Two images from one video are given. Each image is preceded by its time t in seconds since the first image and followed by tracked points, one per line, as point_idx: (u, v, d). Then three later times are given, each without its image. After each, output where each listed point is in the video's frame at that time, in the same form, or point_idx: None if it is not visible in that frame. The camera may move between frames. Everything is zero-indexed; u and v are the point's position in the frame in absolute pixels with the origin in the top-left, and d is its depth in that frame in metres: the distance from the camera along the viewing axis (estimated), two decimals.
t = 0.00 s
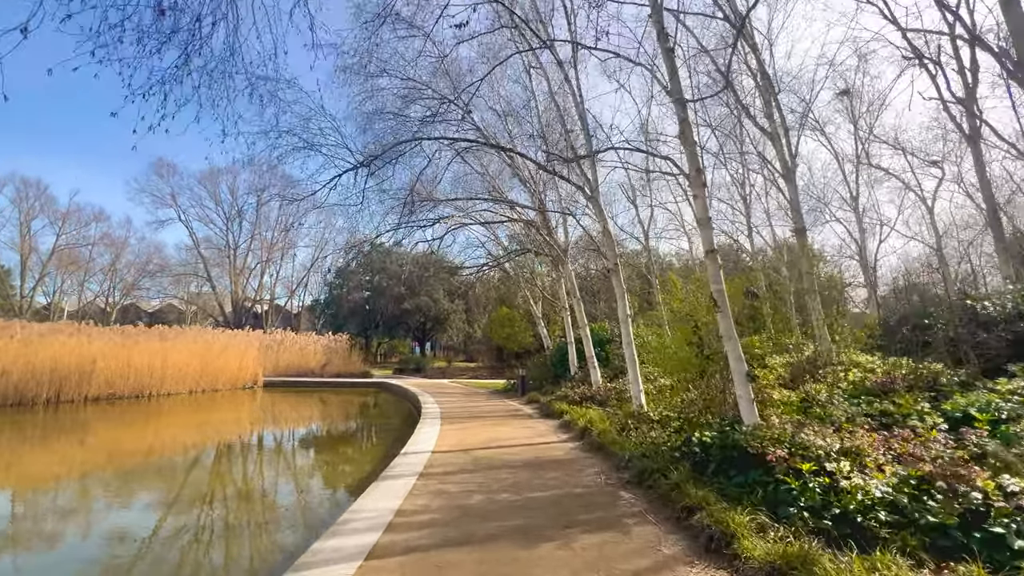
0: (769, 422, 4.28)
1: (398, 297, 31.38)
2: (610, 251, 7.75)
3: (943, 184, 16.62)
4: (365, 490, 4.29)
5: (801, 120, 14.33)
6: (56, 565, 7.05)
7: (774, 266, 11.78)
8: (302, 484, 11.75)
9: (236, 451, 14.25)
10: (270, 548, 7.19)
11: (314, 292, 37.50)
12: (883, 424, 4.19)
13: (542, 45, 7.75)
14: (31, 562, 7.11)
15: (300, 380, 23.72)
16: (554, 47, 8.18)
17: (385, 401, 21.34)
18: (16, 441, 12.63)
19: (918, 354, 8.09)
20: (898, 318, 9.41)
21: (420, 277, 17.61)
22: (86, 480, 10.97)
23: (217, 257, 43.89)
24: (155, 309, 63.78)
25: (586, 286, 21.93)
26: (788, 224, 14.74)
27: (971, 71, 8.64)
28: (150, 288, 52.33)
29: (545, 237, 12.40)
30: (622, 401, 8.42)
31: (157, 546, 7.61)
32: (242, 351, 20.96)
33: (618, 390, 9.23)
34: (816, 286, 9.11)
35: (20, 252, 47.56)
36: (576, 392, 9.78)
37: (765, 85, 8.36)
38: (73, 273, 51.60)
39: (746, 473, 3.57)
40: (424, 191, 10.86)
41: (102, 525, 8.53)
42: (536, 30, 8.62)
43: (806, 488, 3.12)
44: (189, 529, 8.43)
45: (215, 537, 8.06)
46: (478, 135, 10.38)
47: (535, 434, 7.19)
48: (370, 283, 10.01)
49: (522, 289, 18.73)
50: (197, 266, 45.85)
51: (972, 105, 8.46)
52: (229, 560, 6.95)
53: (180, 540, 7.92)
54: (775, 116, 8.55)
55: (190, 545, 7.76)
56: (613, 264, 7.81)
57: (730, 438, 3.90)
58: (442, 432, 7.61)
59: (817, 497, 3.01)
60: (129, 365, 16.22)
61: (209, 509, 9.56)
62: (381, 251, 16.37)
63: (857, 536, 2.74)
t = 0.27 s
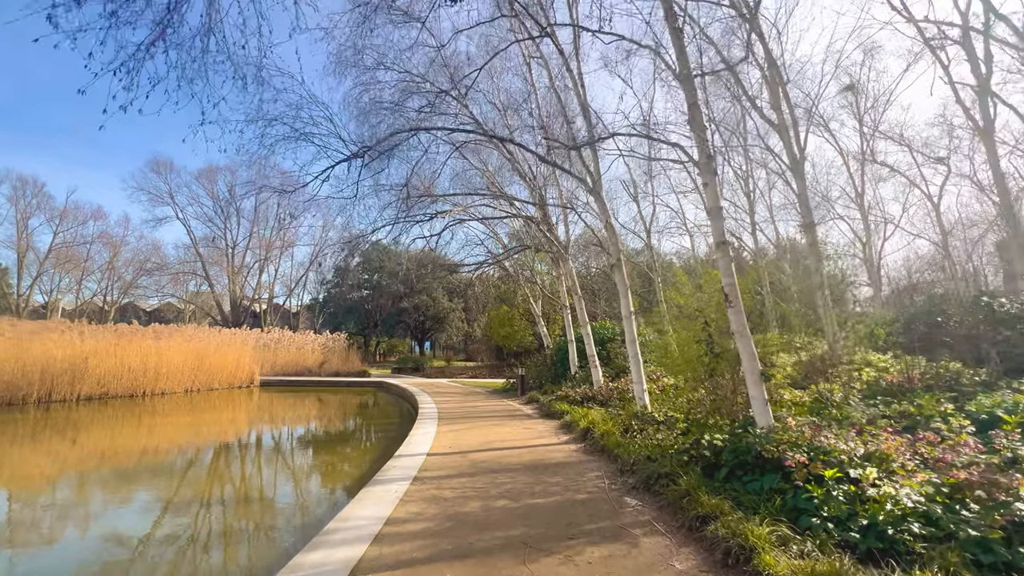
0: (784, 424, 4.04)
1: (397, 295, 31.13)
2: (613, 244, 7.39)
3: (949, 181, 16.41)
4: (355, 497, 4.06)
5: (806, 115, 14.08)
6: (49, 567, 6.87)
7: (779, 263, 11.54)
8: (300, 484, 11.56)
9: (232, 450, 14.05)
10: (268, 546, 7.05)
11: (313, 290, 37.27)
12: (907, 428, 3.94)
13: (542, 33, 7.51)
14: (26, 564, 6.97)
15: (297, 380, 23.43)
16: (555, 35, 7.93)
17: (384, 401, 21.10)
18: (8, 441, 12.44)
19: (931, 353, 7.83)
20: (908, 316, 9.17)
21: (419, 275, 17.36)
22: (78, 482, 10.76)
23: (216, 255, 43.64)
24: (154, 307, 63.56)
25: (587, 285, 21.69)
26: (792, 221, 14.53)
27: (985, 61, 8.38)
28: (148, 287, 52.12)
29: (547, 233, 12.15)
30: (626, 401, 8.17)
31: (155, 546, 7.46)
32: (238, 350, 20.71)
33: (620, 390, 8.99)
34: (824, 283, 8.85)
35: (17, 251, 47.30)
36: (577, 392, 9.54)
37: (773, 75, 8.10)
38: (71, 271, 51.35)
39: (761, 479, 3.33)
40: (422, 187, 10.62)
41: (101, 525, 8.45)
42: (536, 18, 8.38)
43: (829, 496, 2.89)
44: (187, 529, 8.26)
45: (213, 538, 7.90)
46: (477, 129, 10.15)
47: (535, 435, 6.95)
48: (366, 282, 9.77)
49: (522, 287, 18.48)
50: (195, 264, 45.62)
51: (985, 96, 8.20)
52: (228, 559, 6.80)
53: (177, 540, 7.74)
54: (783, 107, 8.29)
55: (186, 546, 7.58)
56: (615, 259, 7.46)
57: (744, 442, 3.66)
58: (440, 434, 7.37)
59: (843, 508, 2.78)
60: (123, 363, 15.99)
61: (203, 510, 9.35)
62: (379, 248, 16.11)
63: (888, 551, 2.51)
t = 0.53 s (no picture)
0: (805, 429, 3.77)
1: (397, 295, 30.90)
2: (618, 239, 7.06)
3: (957, 178, 16.13)
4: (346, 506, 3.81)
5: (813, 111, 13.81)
6: (44, 568, 6.69)
7: (788, 261, 11.26)
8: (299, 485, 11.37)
9: (230, 451, 13.85)
10: (267, 547, 6.89)
11: (313, 290, 37.08)
12: (939, 436, 3.66)
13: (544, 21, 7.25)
14: (23, 563, 6.79)
15: (296, 380, 23.20)
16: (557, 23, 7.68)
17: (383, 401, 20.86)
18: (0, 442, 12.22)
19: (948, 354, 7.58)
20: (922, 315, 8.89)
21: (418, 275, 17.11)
22: (71, 484, 10.55)
23: (216, 255, 43.46)
24: (154, 307, 63.43)
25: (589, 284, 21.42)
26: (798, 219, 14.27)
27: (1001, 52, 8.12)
28: (148, 286, 51.95)
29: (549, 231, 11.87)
30: (631, 402, 7.90)
31: (155, 545, 7.29)
32: (236, 350, 20.45)
33: (624, 391, 8.74)
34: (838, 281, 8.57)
35: (17, 250, 47.15)
36: (580, 393, 9.29)
37: (784, 65, 7.82)
38: (70, 271, 51.20)
39: (784, 491, 3.07)
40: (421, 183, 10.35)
41: (101, 523, 8.32)
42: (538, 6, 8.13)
43: (863, 512, 2.62)
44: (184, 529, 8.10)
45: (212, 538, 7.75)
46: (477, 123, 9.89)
47: (537, 438, 6.70)
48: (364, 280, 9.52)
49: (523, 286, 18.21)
50: (195, 263, 45.46)
51: (1004, 87, 7.93)
52: (230, 557, 6.62)
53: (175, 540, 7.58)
54: (794, 99, 8.03)
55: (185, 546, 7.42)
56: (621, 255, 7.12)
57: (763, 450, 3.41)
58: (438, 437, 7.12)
59: (878, 526, 2.52)
60: (118, 363, 15.77)
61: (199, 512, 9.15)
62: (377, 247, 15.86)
63: None
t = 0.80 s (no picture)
0: (832, 436, 3.48)
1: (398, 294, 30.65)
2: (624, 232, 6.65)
3: (967, 175, 15.80)
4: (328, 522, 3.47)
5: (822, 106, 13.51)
6: (42, 570, 6.49)
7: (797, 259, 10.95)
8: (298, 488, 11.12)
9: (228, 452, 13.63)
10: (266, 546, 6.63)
11: (314, 289, 36.85)
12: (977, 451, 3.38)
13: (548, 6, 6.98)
14: (21, 565, 6.59)
15: (296, 380, 22.97)
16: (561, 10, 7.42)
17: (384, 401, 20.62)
18: None
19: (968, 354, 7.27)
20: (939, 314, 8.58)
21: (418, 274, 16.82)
22: (64, 487, 10.30)
23: (217, 254, 43.29)
24: (156, 307, 63.33)
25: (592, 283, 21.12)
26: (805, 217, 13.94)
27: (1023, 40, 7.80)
28: (148, 287, 51.80)
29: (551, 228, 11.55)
30: (637, 405, 7.58)
31: (156, 546, 7.09)
32: (234, 349, 20.20)
33: (630, 393, 8.46)
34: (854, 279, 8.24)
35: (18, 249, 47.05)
36: (584, 395, 9.00)
37: (796, 54, 7.52)
38: (71, 270, 51.09)
39: (812, 505, 2.80)
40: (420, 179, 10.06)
41: (100, 524, 8.17)
42: None
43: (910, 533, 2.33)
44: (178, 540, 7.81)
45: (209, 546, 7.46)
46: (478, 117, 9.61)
47: (540, 442, 6.41)
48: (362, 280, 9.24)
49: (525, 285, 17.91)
50: (196, 263, 45.31)
51: None
52: (233, 559, 6.41)
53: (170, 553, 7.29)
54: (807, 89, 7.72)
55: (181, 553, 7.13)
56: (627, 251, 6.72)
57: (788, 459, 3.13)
58: (437, 441, 6.83)
59: (929, 550, 2.22)
60: (114, 364, 15.54)
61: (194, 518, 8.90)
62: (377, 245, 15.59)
63: None
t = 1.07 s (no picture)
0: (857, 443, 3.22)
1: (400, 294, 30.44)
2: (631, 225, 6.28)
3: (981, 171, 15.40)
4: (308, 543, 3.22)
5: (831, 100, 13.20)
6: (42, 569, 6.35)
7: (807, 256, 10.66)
8: (301, 489, 10.97)
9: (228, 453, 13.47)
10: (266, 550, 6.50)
11: (316, 289, 36.71)
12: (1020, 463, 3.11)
13: None
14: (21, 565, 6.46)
15: (297, 380, 22.79)
16: None
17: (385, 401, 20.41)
18: None
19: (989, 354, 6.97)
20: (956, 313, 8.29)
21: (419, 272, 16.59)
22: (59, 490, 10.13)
23: (219, 254, 43.24)
24: (159, 307, 63.39)
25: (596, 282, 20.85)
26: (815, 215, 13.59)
27: None
28: (151, 287, 51.76)
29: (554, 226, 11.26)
30: (645, 407, 7.31)
31: (157, 547, 6.95)
32: (234, 349, 20.02)
33: (636, 394, 8.19)
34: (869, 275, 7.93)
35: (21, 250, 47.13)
36: (587, 396, 8.73)
37: (808, 42, 7.23)
38: (74, 270, 51.15)
39: (841, 520, 2.58)
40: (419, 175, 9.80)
41: (102, 526, 8.08)
42: None
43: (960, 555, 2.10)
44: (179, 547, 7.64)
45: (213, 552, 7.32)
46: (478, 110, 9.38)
47: (543, 445, 6.17)
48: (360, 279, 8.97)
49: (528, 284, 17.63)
50: (198, 263, 45.28)
51: None
52: (234, 561, 6.27)
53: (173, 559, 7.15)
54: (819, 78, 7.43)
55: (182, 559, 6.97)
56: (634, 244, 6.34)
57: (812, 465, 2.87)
58: (436, 443, 6.60)
59: None
60: (112, 365, 15.35)
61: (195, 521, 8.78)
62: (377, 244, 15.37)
63: None
